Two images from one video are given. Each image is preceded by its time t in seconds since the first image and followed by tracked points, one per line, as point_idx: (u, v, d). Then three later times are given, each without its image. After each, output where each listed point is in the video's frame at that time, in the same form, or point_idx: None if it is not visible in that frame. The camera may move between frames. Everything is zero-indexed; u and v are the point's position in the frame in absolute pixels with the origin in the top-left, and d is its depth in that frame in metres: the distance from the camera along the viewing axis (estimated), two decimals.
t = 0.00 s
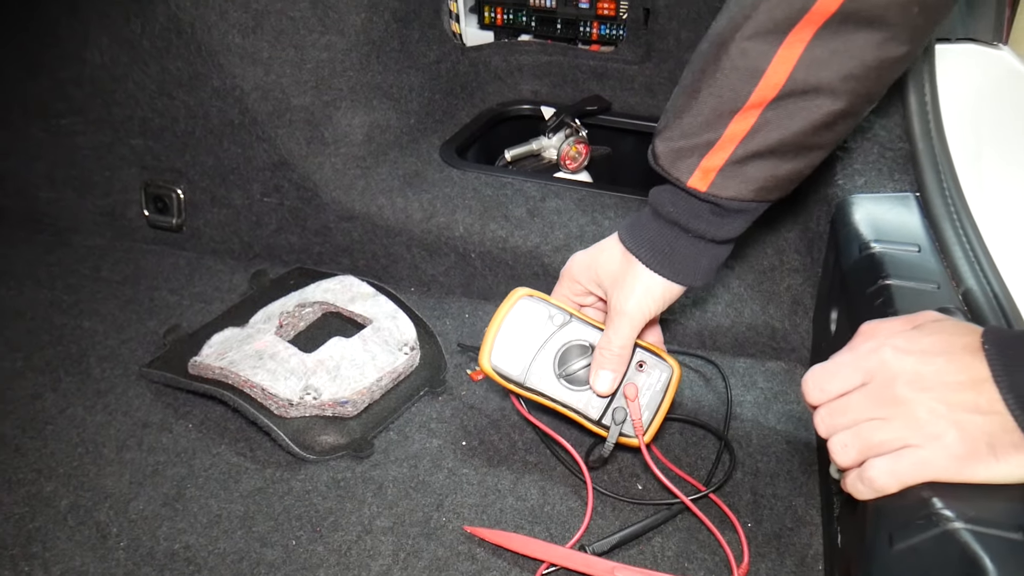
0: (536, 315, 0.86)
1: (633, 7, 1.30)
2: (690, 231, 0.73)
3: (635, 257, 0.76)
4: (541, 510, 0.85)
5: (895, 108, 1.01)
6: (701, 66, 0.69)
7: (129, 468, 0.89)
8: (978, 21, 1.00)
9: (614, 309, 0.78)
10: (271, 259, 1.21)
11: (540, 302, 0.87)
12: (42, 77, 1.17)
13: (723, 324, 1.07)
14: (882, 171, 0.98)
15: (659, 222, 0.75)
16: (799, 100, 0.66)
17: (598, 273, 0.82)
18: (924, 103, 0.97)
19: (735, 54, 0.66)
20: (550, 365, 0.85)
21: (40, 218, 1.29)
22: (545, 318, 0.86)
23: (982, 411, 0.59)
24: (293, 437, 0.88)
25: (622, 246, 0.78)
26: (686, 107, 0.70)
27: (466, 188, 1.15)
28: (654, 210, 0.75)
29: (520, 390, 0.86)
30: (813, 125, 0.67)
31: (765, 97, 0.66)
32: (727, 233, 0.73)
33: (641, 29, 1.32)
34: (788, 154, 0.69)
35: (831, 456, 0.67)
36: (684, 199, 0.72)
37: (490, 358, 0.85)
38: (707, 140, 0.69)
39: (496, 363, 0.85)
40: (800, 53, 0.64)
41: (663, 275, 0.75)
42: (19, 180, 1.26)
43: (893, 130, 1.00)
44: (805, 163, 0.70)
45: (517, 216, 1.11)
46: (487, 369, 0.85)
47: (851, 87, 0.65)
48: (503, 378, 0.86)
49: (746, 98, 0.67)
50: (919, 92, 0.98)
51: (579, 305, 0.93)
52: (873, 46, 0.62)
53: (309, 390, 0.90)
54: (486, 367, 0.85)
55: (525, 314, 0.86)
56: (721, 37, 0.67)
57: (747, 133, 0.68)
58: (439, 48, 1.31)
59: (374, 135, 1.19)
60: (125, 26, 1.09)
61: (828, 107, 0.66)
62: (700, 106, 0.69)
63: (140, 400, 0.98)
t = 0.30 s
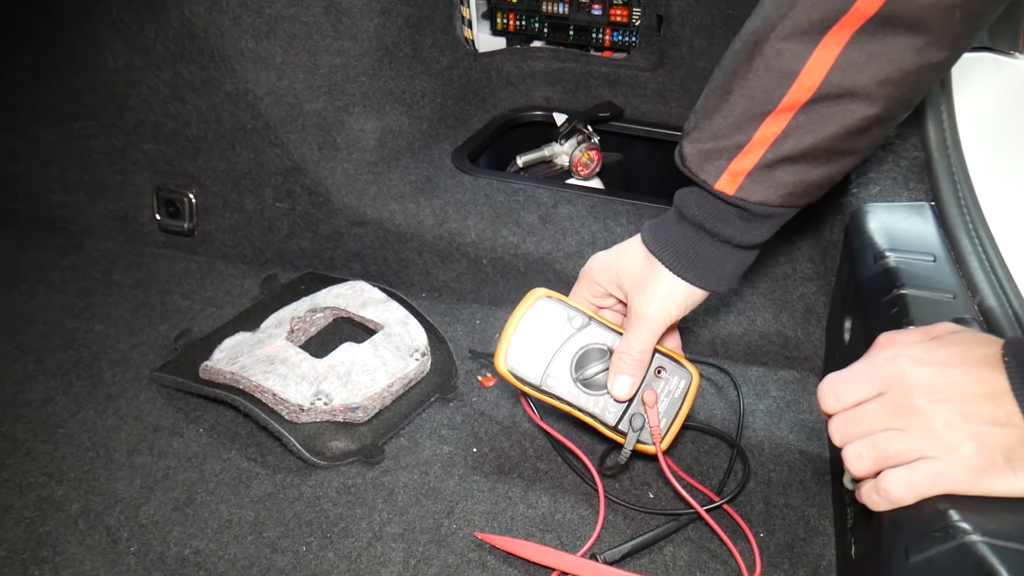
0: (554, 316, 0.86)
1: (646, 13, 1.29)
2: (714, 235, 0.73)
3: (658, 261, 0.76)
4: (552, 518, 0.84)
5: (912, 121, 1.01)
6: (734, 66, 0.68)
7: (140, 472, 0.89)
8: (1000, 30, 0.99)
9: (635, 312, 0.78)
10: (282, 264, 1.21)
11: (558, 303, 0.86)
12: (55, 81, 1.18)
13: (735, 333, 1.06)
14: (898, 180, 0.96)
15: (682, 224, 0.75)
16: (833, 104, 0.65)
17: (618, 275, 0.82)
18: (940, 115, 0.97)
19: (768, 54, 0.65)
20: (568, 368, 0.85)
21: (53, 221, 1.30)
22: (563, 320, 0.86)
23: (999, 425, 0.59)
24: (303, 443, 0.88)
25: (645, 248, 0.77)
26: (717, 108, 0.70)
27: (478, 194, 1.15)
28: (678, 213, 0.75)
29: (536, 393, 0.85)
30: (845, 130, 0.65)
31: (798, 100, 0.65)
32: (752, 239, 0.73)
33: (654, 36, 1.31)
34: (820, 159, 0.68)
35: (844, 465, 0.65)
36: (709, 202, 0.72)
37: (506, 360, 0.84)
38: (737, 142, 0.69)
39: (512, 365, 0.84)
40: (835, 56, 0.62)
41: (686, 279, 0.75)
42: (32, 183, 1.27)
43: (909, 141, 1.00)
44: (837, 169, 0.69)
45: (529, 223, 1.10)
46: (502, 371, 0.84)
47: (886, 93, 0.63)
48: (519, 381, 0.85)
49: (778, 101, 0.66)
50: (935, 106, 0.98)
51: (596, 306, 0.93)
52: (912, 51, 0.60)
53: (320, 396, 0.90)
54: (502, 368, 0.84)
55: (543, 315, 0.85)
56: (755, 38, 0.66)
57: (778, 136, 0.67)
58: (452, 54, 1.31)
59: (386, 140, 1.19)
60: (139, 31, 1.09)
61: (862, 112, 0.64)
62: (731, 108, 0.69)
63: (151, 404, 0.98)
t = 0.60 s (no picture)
0: (561, 327, 0.86)
1: (654, 18, 1.29)
2: (723, 243, 0.72)
3: (666, 269, 0.75)
4: (560, 522, 0.84)
5: (922, 126, 1.01)
6: (743, 76, 0.67)
7: (148, 475, 0.89)
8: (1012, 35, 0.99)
9: (643, 321, 0.78)
10: (290, 267, 1.21)
11: (564, 316, 0.87)
12: (65, 85, 1.18)
13: (744, 337, 1.06)
14: (906, 185, 0.97)
15: (691, 233, 0.74)
16: (843, 113, 0.64)
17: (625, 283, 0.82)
18: (951, 121, 0.97)
19: (779, 64, 0.64)
20: (575, 380, 0.85)
21: (62, 224, 1.30)
22: (569, 331, 0.86)
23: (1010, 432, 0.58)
24: (311, 446, 0.88)
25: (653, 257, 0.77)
26: (726, 117, 0.69)
27: (485, 198, 1.15)
28: (687, 221, 0.74)
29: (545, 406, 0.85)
30: (856, 139, 0.65)
31: (807, 111, 0.65)
32: (761, 248, 0.72)
33: (662, 41, 1.31)
34: (829, 168, 0.67)
35: (855, 471, 0.65)
36: (717, 211, 0.71)
37: (514, 374, 0.84)
38: (747, 151, 0.68)
39: (520, 379, 0.84)
40: (846, 66, 0.62)
41: (694, 288, 0.74)
42: (41, 186, 1.27)
43: (920, 146, 1.00)
44: (846, 178, 0.68)
45: (536, 227, 1.10)
46: (510, 385, 0.84)
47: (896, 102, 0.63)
48: (528, 395, 0.85)
49: (787, 111, 0.65)
50: (945, 112, 0.98)
51: (602, 316, 0.92)
52: (922, 61, 0.60)
53: (328, 400, 0.90)
54: (510, 382, 0.84)
55: (550, 327, 0.86)
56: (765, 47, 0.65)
57: (787, 145, 0.66)
58: (460, 58, 1.31)
59: (394, 144, 1.19)
60: (149, 35, 1.09)
61: (873, 121, 0.64)
62: (740, 117, 0.68)
63: (159, 407, 0.98)
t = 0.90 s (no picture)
0: (552, 356, 0.87)
1: (658, 19, 1.29)
2: (717, 268, 0.71)
3: (661, 294, 0.74)
4: (563, 524, 0.84)
5: (926, 126, 1.01)
6: (730, 104, 0.66)
7: (152, 477, 0.89)
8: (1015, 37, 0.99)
9: (639, 345, 0.77)
10: (294, 268, 1.22)
11: (556, 345, 0.88)
12: (70, 87, 1.19)
13: (747, 339, 1.06)
14: (911, 187, 0.98)
15: (684, 258, 0.73)
16: (831, 137, 0.63)
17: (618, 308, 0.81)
18: (955, 122, 0.97)
19: (764, 92, 0.63)
20: (573, 406, 0.86)
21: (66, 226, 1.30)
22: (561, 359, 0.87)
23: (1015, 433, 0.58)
24: (316, 448, 0.88)
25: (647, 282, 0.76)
26: (712, 145, 0.68)
27: (489, 200, 1.15)
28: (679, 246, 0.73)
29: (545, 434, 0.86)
30: (844, 161, 0.64)
31: (795, 136, 0.64)
32: (755, 268, 0.71)
33: (666, 42, 1.31)
34: (817, 190, 0.66)
35: (859, 474, 0.64)
36: (711, 235, 0.70)
37: (512, 407, 0.85)
38: (736, 177, 0.67)
39: (518, 411, 0.86)
40: (832, 93, 0.61)
41: (691, 312, 0.73)
42: (46, 188, 1.28)
43: (924, 147, 0.99)
44: (833, 199, 0.68)
45: (540, 228, 1.10)
46: (510, 418, 0.85)
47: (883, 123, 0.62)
48: (528, 425, 0.86)
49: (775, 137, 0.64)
50: (949, 112, 0.98)
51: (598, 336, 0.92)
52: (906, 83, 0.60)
53: (332, 401, 0.90)
54: (509, 416, 0.85)
55: (541, 358, 0.87)
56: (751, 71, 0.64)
57: (777, 170, 0.65)
58: (464, 59, 1.31)
59: (398, 145, 1.19)
60: (153, 37, 1.10)
61: (861, 143, 0.63)
62: (728, 144, 0.67)
63: (163, 408, 0.98)
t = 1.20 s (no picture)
0: (533, 376, 0.90)
1: (659, 19, 1.29)
2: (736, 291, 0.62)
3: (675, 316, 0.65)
4: (566, 524, 0.84)
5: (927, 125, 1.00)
6: (735, 122, 0.58)
7: (154, 477, 0.89)
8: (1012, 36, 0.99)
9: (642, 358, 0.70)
10: (295, 269, 1.22)
11: (532, 362, 0.91)
12: (71, 88, 1.19)
13: (749, 338, 1.06)
14: (912, 185, 0.97)
15: (700, 276, 0.63)
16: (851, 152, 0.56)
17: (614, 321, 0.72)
18: (955, 119, 0.97)
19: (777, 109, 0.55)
20: (563, 415, 0.88)
21: (68, 227, 1.31)
22: (542, 375, 0.91)
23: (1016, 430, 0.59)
24: (317, 448, 0.88)
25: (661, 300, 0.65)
26: (720, 171, 0.59)
27: (490, 200, 1.15)
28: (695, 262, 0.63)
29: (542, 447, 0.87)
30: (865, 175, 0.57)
31: (814, 154, 0.56)
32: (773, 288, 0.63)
33: (667, 42, 1.31)
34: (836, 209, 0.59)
35: (860, 473, 0.64)
36: (731, 258, 0.61)
37: (505, 428, 0.87)
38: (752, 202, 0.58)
39: (512, 430, 0.87)
40: (849, 106, 0.54)
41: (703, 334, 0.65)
42: (48, 189, 1.28)
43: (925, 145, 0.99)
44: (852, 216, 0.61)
45: (541, 228, 1.10)
46: (505, 439, 0.87)
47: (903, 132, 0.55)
48: (524, 442, 0.87)
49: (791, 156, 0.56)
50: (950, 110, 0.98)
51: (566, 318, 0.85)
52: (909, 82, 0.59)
53: (333, 401, 0.90)
54: (503, 437, 0.87)
55: (523, 378, 0.90)
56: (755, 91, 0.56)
57: (794, 192, 0.58)
58: (465, 59, 1.31)
59: (399, 146, 1.20)
60: (154, 38, 1.10)
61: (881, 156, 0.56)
62: (738, 169, 0.58)
63: (165, 409, 0.99)
